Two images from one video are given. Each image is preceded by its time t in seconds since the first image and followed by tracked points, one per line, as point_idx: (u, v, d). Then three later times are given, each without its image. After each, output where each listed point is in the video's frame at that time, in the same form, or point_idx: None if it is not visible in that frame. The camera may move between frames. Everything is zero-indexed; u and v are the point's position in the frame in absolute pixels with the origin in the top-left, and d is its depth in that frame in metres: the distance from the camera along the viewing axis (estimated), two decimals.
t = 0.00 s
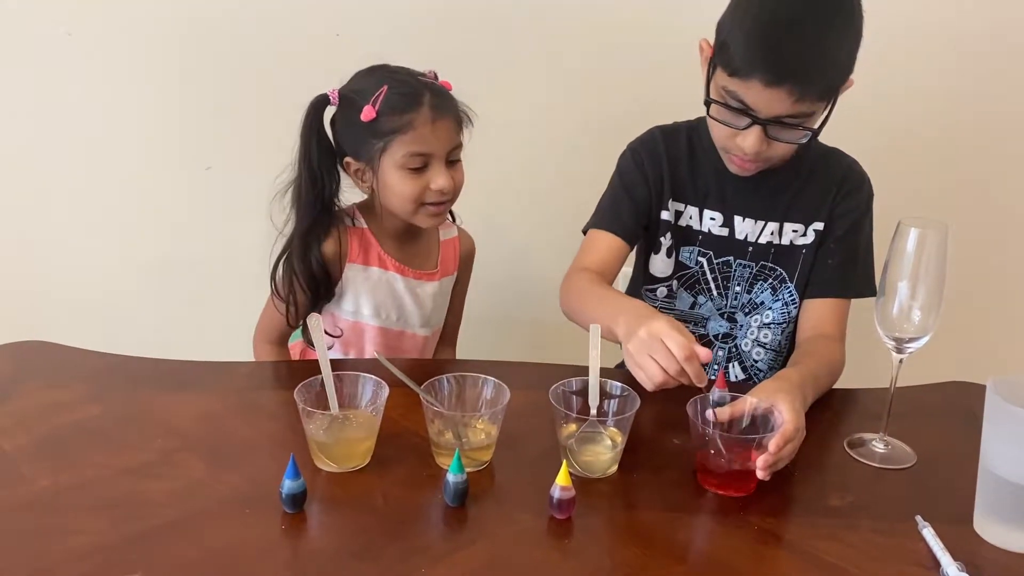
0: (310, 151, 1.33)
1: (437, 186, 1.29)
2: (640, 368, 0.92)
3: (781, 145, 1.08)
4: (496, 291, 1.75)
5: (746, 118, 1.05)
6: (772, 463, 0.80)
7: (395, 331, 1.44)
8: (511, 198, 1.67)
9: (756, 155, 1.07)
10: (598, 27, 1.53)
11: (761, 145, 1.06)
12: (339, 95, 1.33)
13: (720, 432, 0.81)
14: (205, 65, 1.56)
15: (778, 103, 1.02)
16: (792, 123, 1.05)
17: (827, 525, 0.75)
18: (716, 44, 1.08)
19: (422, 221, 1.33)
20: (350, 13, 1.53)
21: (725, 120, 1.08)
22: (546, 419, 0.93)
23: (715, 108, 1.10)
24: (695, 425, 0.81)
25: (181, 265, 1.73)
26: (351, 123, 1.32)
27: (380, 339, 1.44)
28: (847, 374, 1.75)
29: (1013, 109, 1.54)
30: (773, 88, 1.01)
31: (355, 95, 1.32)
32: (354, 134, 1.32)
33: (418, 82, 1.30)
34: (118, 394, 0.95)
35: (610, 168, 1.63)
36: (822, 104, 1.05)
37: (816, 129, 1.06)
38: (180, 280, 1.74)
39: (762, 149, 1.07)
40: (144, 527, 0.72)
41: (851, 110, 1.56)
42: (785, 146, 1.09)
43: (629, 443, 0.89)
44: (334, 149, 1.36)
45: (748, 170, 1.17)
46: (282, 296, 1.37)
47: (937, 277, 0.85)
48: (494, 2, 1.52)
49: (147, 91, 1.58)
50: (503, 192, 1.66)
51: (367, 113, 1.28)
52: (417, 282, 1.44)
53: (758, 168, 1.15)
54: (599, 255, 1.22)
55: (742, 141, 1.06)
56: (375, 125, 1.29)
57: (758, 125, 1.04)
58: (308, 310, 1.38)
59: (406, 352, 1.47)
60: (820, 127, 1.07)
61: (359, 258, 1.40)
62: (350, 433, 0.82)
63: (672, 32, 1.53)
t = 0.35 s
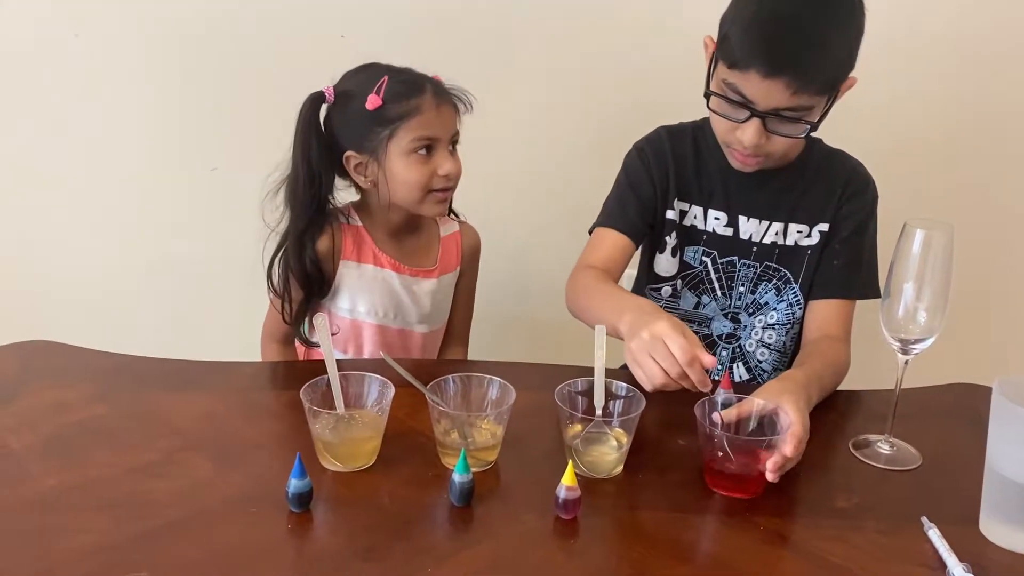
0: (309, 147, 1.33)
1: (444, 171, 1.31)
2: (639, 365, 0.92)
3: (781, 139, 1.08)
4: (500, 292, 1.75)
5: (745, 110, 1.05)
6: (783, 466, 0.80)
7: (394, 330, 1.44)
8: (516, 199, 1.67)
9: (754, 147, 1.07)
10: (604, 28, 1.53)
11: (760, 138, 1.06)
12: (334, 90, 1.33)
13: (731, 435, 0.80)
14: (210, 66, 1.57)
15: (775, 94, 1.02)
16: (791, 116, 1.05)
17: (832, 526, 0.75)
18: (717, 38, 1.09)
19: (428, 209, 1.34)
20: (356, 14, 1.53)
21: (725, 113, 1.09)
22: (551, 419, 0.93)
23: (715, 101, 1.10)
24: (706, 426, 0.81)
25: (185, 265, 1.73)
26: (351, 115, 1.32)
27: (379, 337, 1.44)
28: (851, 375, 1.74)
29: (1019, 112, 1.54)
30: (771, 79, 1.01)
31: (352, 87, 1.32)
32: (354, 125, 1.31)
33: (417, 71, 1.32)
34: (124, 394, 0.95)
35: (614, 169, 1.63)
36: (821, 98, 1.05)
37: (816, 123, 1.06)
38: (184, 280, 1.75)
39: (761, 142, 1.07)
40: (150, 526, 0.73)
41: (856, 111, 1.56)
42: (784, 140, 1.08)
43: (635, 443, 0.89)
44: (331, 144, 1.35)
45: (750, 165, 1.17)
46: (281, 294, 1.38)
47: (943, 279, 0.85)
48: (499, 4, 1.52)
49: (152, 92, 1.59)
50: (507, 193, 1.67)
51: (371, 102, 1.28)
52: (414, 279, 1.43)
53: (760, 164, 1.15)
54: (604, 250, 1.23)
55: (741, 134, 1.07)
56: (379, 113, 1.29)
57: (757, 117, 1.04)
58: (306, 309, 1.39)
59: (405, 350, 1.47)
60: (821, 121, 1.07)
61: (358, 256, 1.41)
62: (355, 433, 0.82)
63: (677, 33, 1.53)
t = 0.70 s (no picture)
0: (306, 145, 1.34)
1: (443, 162, 1.32)
2: (622, 353, 0.92)
3: (777, 138, 1.07)
4: (504, 294, 1.75)
5: (739, 111, 1.05)
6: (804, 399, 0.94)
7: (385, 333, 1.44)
8: (520, 201, 1.67)
9: (751, 148, 1.07)
10: (608, 31, 1.54)
11: (756, 138, 1.06)
12: (330, 91, 1.35)
13: (735, 437, 0.80)
14: (215, 67, 1.57)
15: (767, 93, 1.02)
16: (786, 115, 1.04)
17: (836, 527, 0.75)
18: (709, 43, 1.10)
19: (428, 201, 1.34)
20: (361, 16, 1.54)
21: (720, 114, 1.09)
22: (556, 421, 0.93)
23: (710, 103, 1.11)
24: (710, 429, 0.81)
25: (188, 265, 1.74)
26: (349, 111, 1.32)
27: (370, 341, 1.43)
28: (856, 377, 1.74)
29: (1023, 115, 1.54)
30: (762, 78, 1.02)
31: (349, 85, 1.33)
32: (353, 121, 1.32)
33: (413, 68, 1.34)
34: (129, 394, 0.96)
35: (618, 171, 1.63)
36: (815, 96, 1.04)
37: (811, 121, 1.05)
38: (188, 281, 1.75)
39: (758, 142, 1.06)
40: (156, 526, 0.73)
41: (860, 113, 1.56)
42: (781, 140, 1.08)
43: (640, 445, 0.89)
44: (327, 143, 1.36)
45: (751, 165, 1.16)
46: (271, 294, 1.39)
47: (948, 281, 0.85)
48: (503, 6, 1.53)
49: (157, 92, 1.59)
50: (511, 194, 1.67)
51: (371, 95, 1.29)
52: (405, 282, 1.43)
53: (759, 164, 1.14)
54: (603, 243, 1.24)
55: (737, 135, 1.06)
56: (379, 107, 1.30)
57: (751, 117, 1.04)
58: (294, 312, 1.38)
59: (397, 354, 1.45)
60: (816, 119, 1.06)
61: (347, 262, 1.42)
62: (361, 433, 0.82)
63: (682, 35, 1.53)
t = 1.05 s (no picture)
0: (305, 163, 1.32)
1: (438, 177, 1.35)
2: (561, 306, 0.86)
3: (771, 140, 1.08)
4: (506, 295, 1.75)
5: (732, 113, 1.06)
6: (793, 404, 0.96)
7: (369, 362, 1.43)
8: (523, 201, 1.67)
9: (747, 151, 1.08)
10: (612, 32, 1.54)
11: (751, 141, 1.06)
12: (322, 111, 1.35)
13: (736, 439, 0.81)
14: (217, 67, 1.57)
15: (760, 95, 1.03)
16: (780, 117, 1.05)
17: (839, 529, 0.75)
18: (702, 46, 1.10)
19: (425, 216, 1.35)
20: (364, 16, 1.54)
21: (714, 117, 1.09)
22: (558, 422, 0.93)
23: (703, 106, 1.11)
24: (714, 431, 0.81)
25: (190, 266, 1.74)
26: (345, 128, 1.33)
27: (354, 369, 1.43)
28: (859, 378, 1.74)
29: None
30: (754, 81, 1.02)
31: (340, 105, 1.35)
32: (349, 138, 1.33)
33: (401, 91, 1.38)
34: (132, 395, 0.96)
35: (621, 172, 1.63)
36: (809, 97, 1.04)
37: (805, 121, 1.05)
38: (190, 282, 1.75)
39: (753, 144, 1.07)
40: (159, 527, 0.73)
41: (864, 114, 1.56)
42: (776, 141, 1.08)
43: (642, 446, 0.89)
44: (321, 162, 1.35)
45: (746, 167, 1.17)
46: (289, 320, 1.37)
47: (951, 283, 0.85)
48: (506, 6, 1.53)
49: (160, 93, 1.59)
50: (514, 195, 1.67)
51: (367, 111, 1.31)
52: (386, 311, 1.41)
53: (756, 166, 1.15)
54: (589, 227, 1.24)
55: (731, 137, 1.07)
56: (375, 123, 1.32)
57: (744, 119, 1.05)
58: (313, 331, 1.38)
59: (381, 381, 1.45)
60: (811, 119, 1.06)
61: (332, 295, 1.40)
62: (363, 434, 0.82)
63: (685, 36, 1.53)
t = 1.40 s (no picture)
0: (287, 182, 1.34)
1: (423, 190, 1.33)
2: (531, 392, 0.80)
3: (766, 139, 1.07)
4: (508, 295, 1.75)
5: (724, 112, 1.05)
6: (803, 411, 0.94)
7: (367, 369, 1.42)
8: (525, 202, 1.67)
9: (741, 150, 1.07)
10: (614, 32, 1.53)
11: (744, 139, 1.05)
12: (306, 128, 1.35)
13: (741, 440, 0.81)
14: (219, 69, 1.57)
15: (752, 94, 1.03)
16: (774, 115, 1.04)
17: (843, 530, 0.75)
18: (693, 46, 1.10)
19: (411, 229, 1.34)
20: (365, 18, 1.54)
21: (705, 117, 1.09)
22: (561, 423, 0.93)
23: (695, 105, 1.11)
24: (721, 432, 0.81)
25: (192, 267, 1.74)
26: (328, 144, 1.33)
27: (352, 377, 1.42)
28: (861, 379, 1.74)
29: None
30: (745, 79, 1.02)
31: (324, 120, 1.34)
32: (332, 154, 1.33)
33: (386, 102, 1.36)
34: (135, 395, 0.96)
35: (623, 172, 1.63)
36: (802, 93, 1.04)
37: (798, 119, 1.05)
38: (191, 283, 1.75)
39: (747, 144, 1.06)
40: (163, 527, 0.73)
41: (866, 116, 1.56)
42: (770, 140, 1.08)
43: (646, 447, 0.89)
44: (308, 179, 1.36)
45: (740, 168, 1.16)
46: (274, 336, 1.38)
47: (955, 283, 0.85)
48: (508, 8, 1.53)
49: (161, 93, 1.59)
50: (516, 196, 1.67)
51: (348, 128, 1.31)
52: (381, 318, 1.41)
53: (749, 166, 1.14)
54: (590, 225, 1.20)
55: (724, 136, 1.06)
56: (356, 138, 1.31)
57: (737, 118, 1.04)
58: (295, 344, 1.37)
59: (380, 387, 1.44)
60: (804, 117, 1.06)
61: (324, 305, 1.40)
62: (367, 434, 0.83)
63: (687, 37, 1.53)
